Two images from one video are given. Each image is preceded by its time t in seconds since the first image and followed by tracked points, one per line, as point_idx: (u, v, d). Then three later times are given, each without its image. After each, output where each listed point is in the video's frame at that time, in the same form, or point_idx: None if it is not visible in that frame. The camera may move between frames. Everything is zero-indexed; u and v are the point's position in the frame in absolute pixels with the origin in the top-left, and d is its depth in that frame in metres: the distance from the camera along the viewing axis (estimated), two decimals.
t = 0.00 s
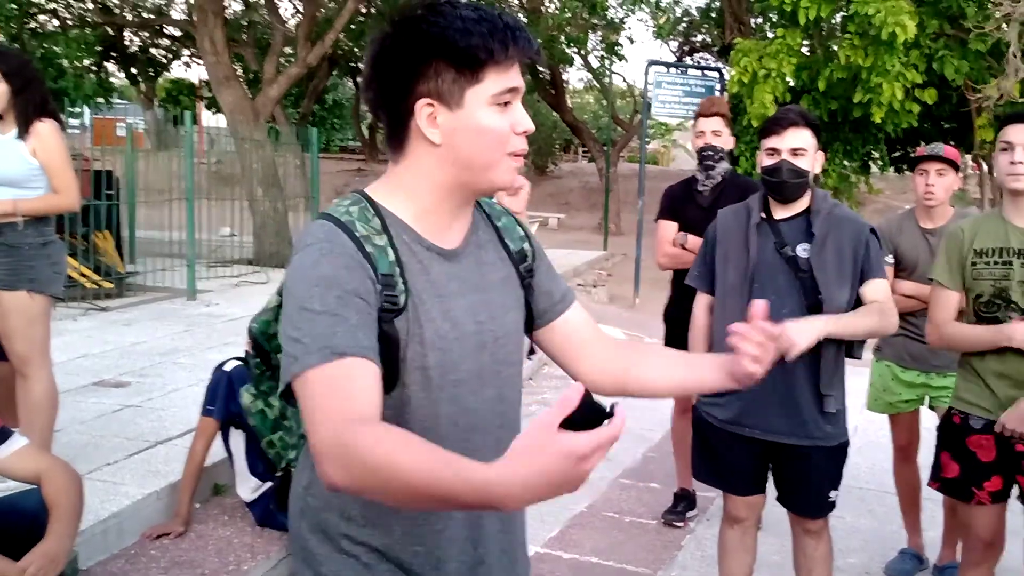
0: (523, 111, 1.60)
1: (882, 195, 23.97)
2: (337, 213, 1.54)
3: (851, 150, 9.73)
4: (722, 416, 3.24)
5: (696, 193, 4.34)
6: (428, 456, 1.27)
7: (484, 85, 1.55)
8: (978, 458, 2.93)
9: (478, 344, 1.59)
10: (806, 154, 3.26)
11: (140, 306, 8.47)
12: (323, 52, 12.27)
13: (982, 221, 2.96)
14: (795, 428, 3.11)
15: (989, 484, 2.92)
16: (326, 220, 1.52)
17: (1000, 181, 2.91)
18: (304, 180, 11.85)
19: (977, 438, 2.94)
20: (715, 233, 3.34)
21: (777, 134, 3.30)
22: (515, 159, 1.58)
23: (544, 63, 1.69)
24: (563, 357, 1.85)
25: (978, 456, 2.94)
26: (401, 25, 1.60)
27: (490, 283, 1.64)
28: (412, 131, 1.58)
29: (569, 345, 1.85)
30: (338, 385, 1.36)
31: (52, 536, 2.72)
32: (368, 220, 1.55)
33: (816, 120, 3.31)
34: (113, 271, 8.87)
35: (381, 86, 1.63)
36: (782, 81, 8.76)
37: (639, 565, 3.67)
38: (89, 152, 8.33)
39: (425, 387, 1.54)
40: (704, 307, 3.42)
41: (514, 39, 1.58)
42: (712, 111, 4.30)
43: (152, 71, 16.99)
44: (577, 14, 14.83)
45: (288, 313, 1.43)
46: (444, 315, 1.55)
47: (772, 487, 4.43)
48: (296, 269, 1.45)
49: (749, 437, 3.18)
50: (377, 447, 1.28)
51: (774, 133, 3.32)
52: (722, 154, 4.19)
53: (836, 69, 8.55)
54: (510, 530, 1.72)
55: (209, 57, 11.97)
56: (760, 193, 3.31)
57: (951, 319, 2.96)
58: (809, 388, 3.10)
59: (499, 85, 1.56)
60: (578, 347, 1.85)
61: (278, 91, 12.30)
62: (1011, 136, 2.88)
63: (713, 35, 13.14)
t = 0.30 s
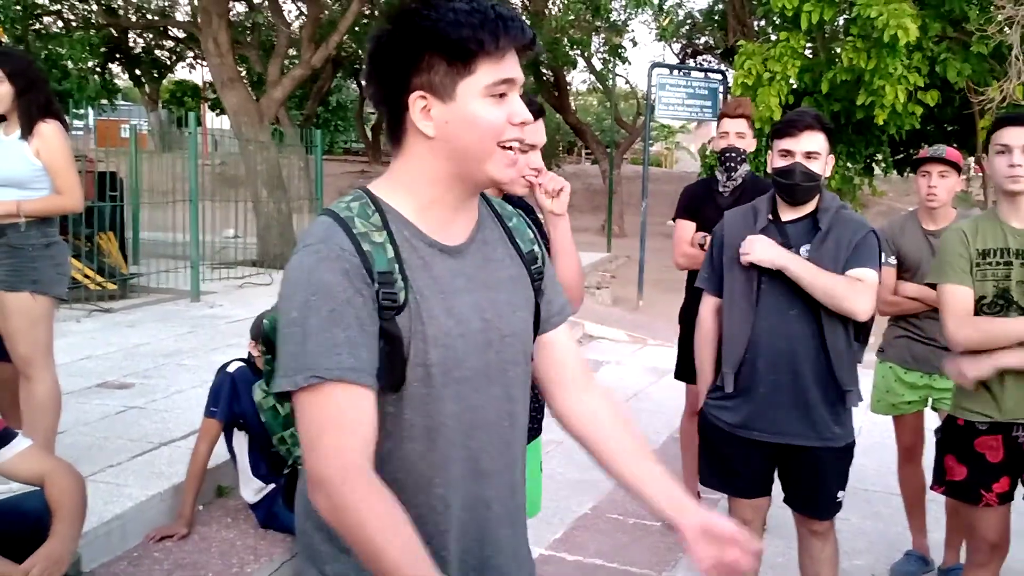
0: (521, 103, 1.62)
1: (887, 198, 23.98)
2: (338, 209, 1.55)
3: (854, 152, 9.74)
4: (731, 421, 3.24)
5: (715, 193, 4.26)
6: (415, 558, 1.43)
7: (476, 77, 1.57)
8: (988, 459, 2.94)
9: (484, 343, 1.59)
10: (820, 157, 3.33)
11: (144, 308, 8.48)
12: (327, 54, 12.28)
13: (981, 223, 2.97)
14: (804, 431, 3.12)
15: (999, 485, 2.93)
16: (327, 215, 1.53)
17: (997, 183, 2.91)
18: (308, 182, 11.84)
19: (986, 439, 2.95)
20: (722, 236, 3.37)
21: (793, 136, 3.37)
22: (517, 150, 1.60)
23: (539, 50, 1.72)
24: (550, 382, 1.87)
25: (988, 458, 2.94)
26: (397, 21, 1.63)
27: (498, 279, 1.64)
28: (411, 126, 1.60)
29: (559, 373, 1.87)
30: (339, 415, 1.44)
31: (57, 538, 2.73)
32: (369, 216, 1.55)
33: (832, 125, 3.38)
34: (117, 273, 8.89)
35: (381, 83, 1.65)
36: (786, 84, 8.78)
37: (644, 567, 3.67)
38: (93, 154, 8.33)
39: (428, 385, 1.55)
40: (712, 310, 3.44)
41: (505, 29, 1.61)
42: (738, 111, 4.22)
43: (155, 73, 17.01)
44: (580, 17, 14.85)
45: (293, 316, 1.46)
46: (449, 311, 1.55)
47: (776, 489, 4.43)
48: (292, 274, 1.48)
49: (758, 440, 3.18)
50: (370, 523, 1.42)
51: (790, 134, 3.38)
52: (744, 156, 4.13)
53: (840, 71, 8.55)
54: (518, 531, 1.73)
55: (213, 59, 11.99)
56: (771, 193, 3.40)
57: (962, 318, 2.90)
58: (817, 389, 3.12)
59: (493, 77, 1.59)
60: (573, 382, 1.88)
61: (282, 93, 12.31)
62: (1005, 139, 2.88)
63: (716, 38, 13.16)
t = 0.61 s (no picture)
0: (521, 103, 1.61)
1: (883, 200, 24.00)
2: (337, 210, 1.53)
3: (851, 154, 9.74)
4: (725, 420, 3.24)
5: (725, 194, 4.24)
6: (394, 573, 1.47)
7: (474, 75, 1.56)
8: (993, 466, 2.93)
9: (483, 347, 1.58)
10: (813, 158, 3.31)
11: (139, 310, 8.46)
12: (322, 55, 12.26)
13: (1003, 222, 2.97)
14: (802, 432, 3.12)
15: (1004, 492, 2.92)
16: (326, 217, 1.51)
17: None
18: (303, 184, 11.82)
19: (992, 445, 2.94)
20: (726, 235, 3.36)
21: (785, 136, 3.35)
22: (514, 151, 1.59)
23: (539, 47, 1.71)
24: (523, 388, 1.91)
25: (993, 464, 2.93)
26: (398, 21, 1.62)
27: (498, 282, 1.64)
28: (410, 126, 1.60)
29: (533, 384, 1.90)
30: (325, 422, 1.46)
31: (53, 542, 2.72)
32: (369, 218, 1.53)
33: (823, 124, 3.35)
34: (112, 275, 8.87)
35: (381, 83, 1.65)
36: (782, 86, 8.80)
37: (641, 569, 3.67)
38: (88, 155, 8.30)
39: (426, 390, 1.53)
40: (709, 313, 3.43)
41: (504, 27, 1.60)
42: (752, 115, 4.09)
43: (150, 74, 16.99)
44: (576, 19, 14.84)
45: (288, 321, 1.46)
46: (448, 314, 1.54)
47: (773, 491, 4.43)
48: (286, 278, 1.48)
49: (752, 441, 3.19)
50: (352, 532, 1.46)
51: (782, 135, 3.36)
52: (756, 159, 4.13)
53: (836, 73, 8.55)
54: (517, 535, 1.72)
55: (208, 60, 11.97)
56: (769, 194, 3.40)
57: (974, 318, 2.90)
58: (813, 393, 3.12)
59: (491, 76, 1.57)
60: (548, 395, 1.91)
61: (278, 94, 12.29)
62: None
63: (712, 40, 13.15)
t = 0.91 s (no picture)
0: (503, 107, 1.62)
1: (867, 201, 24.08)
2: (316, 214, 1.53)
3: (835, 156, 9.76)
4: (710, 422, 3.25)
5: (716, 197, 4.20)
6: None
7: (456, 78, 1.58)
8: (986, 470, 2.96)
9: (464, 353, 1.58)
10: (796, 160, 3.33)
11: (122, 311, 8.42)
12: (305, 56, 12.23)
13: (1017, 227, 3.00)
14: (787, 432, 3.13)
15: (995, 497, 2.94)
16: (305, 221, 1.51)
17: None
18: (287, 184, 11.79)
19: (988, 451, 2.96)
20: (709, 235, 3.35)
21: (769, 138, 3.37)
22: (495, 155, 1.59)
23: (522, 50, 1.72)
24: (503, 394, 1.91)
25: (986, 469, 2.96)
26: (380, 23, 1.63)
27: (479, 288, 1.63)
28: (391, 130, 1.60)
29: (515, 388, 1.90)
30: (305, 429, 1.46)
31: (38, 544, 2.71)
32: (349, 222, 1.53)
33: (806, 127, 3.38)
34: (95, 275, 8.84)
35: (363, 87, 1.65)
36: (765, 88, 8.83)
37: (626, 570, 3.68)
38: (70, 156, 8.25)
39: (407, 396, 1.53)
40: (695, 314, 3.44)
41: (485, 30, 1.61)
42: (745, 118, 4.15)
43: (134, 75, 16.93)
44: (561, 20, 14.84)
45: (269, 326, 1.46)
46: (431, 321, 1.54)
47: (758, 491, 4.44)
48: (264, 282, 1.47)
49: (737, 442, 3.20)
50: (331, 539, 1.45)
51: (766, 137, 3.38)
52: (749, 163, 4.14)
53: (820, 75, 8.57)
54: (496, 541, 1.73)
55: (191, 61, 11.93)
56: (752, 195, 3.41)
57: (975, 325, 2.97)
58: (797, 395, 3.14)
59: (474, 79, 1.59)
60: (528, 396, 1.92)
61: (261, 95, 12.27)
62: None
63: (696, 41, 13.15)
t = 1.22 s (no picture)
0: (451, 99, 1.59)
1: (838, 199, 24.20)
2: (254, 218, 1.48)
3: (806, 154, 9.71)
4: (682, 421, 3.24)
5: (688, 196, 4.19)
6: None
7: (401, 73, 1.54)
8: (956, 470, 2.95)
9: (413, 356, 1.54)
10: (771, 158, 3.34)
11: (91, 309, 8.36)
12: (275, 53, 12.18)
13: (989, 228, 3.02)
14: (757, 431, 3.14)
15: (964, 496, 2.95)
16: (241, 226, 1.46)
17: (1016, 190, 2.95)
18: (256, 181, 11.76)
19: (959, 451, 2.96)
20: (680, 231, 3.32)
21: (743, 137, 3.37)
22: (444, 152, 1.57)
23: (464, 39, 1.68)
24: (501, 377, 1.80)
25: (956, 469, 2.96)
26: (315, 19, 1.57)
27: (431, 290, 1.61)
28: (337, 131, 1.57)
29: (509, 365, 1.80)
30: (237, 444, 1.41)
31: None
32: (290, 226, 1.49)
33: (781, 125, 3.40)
34: (62, 273, 8.77)
35: (302, 86, 1.61)
36: (736, 86, 8.84)
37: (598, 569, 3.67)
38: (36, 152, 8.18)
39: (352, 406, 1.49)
40: (665, 313, 3.44)
41: (427, 20, 1.57)
42: (717, 116, 4.14)
43: (99, 72, 16.78)
44: (531, 17, 14.82)
45: (200, 335, 1.40)
46: (378, 326, 1.50)
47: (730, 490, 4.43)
48: (196, 290, 1.41)
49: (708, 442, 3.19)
50: (265, 558, 1.41)
51: (741, 135, 3.38)
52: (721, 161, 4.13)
53: (789, 73, 8.56)
54: (453, 550, 1.71)
55: (158, 58, 11.84)
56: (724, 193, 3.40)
57: (947, 327, 2.97)
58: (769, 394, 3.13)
59: (420, 72, 1.56)
60: (511, 378, 1.80)
61: (229, 91, 12.23)
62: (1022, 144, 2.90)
63: (667, 39, 13.14)
